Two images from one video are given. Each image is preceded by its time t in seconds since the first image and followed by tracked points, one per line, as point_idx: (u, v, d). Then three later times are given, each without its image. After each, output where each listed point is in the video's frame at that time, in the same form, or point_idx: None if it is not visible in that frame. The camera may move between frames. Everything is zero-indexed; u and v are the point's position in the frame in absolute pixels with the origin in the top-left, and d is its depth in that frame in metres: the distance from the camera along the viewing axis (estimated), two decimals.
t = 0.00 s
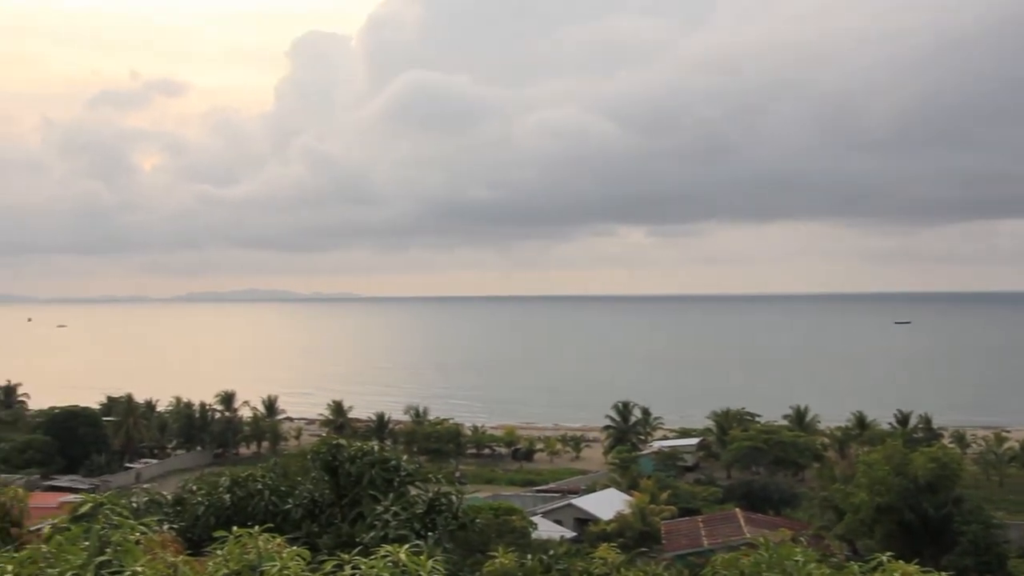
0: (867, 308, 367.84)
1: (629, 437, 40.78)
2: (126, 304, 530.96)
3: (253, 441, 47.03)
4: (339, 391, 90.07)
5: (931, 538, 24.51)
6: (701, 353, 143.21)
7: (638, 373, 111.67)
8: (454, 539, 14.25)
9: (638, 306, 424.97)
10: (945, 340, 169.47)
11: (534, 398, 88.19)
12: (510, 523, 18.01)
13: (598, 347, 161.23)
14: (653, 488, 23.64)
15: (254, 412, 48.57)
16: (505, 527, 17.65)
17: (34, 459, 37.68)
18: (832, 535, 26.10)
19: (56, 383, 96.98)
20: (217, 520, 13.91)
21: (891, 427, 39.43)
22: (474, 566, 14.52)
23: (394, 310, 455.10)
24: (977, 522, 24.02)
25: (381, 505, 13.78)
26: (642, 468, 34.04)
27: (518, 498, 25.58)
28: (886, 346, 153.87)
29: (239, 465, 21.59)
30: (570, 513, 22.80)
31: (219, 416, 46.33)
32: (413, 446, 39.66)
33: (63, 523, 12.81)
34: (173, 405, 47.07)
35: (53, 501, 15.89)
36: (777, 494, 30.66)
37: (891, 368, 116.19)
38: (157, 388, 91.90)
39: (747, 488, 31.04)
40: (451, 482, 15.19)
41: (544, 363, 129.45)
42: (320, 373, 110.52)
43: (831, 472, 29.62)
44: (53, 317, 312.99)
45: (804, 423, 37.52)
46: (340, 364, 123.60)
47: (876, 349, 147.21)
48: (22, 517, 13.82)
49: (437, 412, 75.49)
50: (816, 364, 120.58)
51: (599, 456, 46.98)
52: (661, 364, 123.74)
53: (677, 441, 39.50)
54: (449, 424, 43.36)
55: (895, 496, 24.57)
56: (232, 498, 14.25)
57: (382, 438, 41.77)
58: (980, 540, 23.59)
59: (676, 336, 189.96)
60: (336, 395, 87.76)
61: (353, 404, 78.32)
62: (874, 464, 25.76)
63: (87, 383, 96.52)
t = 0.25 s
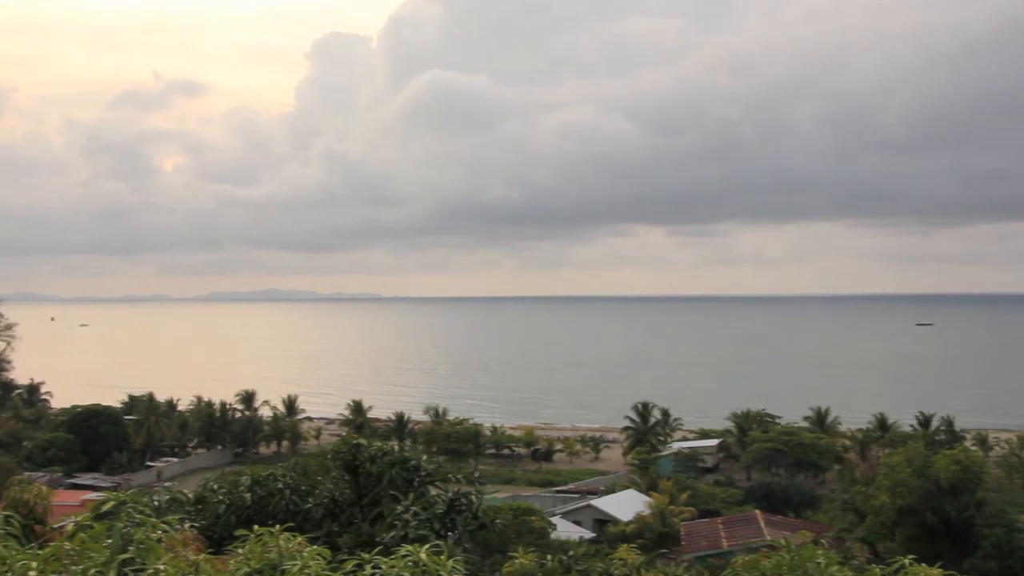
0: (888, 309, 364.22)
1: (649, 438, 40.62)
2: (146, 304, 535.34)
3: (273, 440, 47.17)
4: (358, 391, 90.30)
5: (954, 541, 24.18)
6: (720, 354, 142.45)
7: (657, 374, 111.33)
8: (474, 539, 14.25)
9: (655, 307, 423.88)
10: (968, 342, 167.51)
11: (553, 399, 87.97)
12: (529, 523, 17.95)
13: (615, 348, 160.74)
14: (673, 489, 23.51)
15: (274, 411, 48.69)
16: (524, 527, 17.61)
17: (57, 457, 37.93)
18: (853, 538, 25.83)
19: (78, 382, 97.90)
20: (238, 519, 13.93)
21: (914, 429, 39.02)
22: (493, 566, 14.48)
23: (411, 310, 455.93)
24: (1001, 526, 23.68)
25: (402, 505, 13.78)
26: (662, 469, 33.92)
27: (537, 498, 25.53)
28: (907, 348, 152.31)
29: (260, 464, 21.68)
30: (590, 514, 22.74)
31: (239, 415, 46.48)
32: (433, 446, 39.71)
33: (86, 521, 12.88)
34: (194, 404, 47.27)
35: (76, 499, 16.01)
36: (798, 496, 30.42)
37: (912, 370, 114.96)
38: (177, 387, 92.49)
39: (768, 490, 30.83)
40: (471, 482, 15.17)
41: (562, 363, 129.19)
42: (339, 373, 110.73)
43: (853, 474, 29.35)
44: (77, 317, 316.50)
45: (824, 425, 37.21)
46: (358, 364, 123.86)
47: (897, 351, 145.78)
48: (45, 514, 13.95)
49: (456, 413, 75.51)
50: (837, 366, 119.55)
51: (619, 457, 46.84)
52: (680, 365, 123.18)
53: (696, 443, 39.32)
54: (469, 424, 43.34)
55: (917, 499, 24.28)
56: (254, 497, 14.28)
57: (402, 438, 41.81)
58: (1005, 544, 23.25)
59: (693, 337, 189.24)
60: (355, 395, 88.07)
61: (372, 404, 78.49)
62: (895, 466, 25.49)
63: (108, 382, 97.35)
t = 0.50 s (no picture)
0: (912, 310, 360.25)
1: (671, 439, 40.44)
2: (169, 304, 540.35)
3: (297, 440, 47.33)
4: (380, 392, 90.56)
5: (981, 544, 23.81)
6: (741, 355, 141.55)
7: (679, 375, 110.97)
8: (498, 540, 14.23)
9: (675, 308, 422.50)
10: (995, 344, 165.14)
11: (575, 399, 87.74)
12: (551, 524, 17.88)
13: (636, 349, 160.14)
14: (696, 490, 23.35)
15: (298, 411, 48.84)
16: (547, 528, 17.55)
17: (82, 457, 38.41)
18: (878, 540, 25.49)
19: (104, 381, 99.06)
20: (262, 519, 13.95)
21: (940, 432, 38.53)
22: (516, 567, 14.44)
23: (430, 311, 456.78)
24: None
25: (425, 506, 13.78)
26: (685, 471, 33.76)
27: (560, 500, 25.44)
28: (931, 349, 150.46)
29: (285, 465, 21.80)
30: (612, 515, 22.65)
31: (263, 415, 46.61)
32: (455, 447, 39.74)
33: (114, 520, 12.98)
34: (219, 404, 47.52)
35: (103, 498, 16.12)
36: (822, 498, 30.15)
37: (937, 371, 113.59)
38: (202, 386, 93.35)
39: (791, 492, 30.58)
40: (494, 483, 15.15)
41: (583, 364, 128.86)
42: (361, 374, 111.09)
43: (877, 476, 29.03)
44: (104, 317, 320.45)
45: (849, 427, 36.86)
46: (380, 365, 124.29)
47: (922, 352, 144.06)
48: (72, 512, 14.06)
49: (478, 413, 75.53)
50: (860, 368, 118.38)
51: (642, 458, 46.64)
52: (701, 366, 122.51)
53: (720, 444, 39.06)
54: (491, 425, 43.31)
55: (943, 501, 23.92)
56: (278, 497, 14.29)
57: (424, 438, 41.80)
58: None
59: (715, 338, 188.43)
60: (378, 395, 88.46)
61: (395, 404, 78.66)
62: (921, 469, 25.16)
63: (134, 381, 98.45)
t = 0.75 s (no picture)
0: (941, 311, 355.44)
1: (699, 441, 40.19)
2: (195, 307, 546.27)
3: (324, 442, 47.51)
4: (407, 394, 90.90)
5: (1013, 549, 23.38)
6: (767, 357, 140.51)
7: (705, 377, 110.31)
8: (526, 543, 14.21)
9: (699, 310, 420.30)
10: None
11: (601, 401, 87.57)
12: (579, 526, 17.80)
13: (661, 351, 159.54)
14: (723, 493, 23.17)
15: (326, 412, 49.01)
16: (575, 530, 17.48)
17: (113, 457, 39.01)
18: (908, 544, 25.11)
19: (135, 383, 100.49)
20: (291, 520, 13.98)
21: (972, 435, 37.97)
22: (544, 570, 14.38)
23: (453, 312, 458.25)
24: None
25: (453, 507, 13.76)
26: (712, 473, 33.62)
27: (587, 502, 25.35)
28: (961, 351, 148.32)
29: (314, 466, 21.91)
30: (639, 518, 22.55)
31: (291, 416, 46.77)
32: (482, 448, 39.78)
33: (146, 520, 13.08)
34: (247, 405, 47.79)
35: (134, 498, 16.26)
36: (852, 501, 29.81)
37: (968, 374, 111.94)
38: (230, 388, 94.34)
39: (820, 495, 30.27)
40: (521, 485, 15.13)
41: (608, 366, 128.53)
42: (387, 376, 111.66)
43: (907, 480, 28.65)
44: (135, 319, 324.67)
45: (878, 430, 36.45)
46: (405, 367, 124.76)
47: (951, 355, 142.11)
48: (105, 513, 14.19)
49: (505, 414, 75.55)
50: (889, 370, 117.00)
51: (669, 461, 46.41)
52: (727, 369, 121.79)
53: (748, 447, 38.78)
54: (518, 427, 43.31)
55: (975, 505, 23.50)
56: (307, 498, 14.30)
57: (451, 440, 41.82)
58: None
59: (741, 340, 187.07)
60: (404, 397, 88.81)
61: (422, 406, 78.90)
62: (951, 472, 24.78)
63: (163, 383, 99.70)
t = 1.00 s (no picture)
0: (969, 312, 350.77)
1: (725, 442, 39.95)
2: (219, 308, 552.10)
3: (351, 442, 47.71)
4: (432, 394, 91.24)
5: None
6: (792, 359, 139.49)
7: (730, 378, 109.67)
8: (553, 544, 14.19)
9: (722, 312, 418.10)
10: None
11: (625, 402, 87.39)
12: (605, 526, 17.72)
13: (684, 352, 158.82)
14: (750, 495, 22.98)
15: (352, 413, 49.23)
16: (601, 531, 17.37)
17: (141, 457, 39.41)
18: (938, 546, 24.76)
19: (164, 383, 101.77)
20: (319, 519, 14.00)
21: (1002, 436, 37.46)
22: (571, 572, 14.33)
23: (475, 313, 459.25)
24: None
25: (480, 508, 13.76)
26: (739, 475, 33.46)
27: (613, 503, 25.25)
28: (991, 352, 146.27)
29: (341, 467, 21.98)
30: (666, 519, 22.39)
31: (317, 417, 47.02)
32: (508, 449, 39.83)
33: (176, 519, 13.14)
34: (274, 406, 48.00)
35: (163, 497, 16.35)
36: (881, 503, 29.50)
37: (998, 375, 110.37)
38: (257, 388, 95.26)
39: (848, 497, 29.97)
40: (548, 486, 15.09)
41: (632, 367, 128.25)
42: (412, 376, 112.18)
43: (937, 482, 28.29)
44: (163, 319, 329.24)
45: (907, 431, 36.06)
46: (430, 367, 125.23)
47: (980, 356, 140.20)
48: (135, 512, 14.27)
49: (530, 415, 75.61)
50: (916, 371, 115.68)
51: (696, 462, 46.24)
52: (752, 370, 120.98)
53: (775, 448, 38.52)
54: (544, 427, 43.31)
55: (1007, 507, 23.02)
56: (335, 498, 14.30)
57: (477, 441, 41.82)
58: None
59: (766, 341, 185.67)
60: (430, 397, 89.16)
61: (447, 406, 79.15)
62: (981, 475, 24.40)
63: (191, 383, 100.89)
